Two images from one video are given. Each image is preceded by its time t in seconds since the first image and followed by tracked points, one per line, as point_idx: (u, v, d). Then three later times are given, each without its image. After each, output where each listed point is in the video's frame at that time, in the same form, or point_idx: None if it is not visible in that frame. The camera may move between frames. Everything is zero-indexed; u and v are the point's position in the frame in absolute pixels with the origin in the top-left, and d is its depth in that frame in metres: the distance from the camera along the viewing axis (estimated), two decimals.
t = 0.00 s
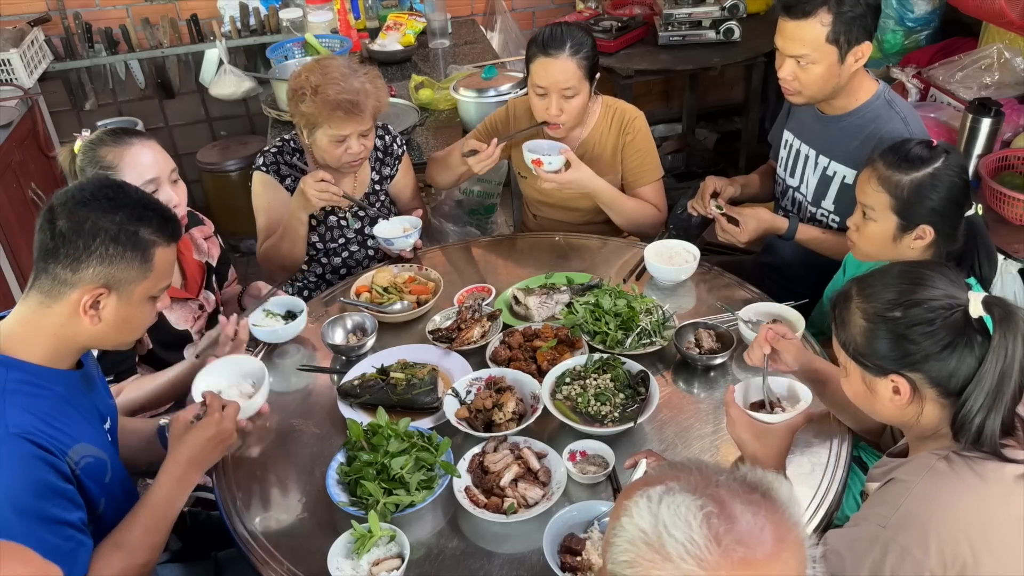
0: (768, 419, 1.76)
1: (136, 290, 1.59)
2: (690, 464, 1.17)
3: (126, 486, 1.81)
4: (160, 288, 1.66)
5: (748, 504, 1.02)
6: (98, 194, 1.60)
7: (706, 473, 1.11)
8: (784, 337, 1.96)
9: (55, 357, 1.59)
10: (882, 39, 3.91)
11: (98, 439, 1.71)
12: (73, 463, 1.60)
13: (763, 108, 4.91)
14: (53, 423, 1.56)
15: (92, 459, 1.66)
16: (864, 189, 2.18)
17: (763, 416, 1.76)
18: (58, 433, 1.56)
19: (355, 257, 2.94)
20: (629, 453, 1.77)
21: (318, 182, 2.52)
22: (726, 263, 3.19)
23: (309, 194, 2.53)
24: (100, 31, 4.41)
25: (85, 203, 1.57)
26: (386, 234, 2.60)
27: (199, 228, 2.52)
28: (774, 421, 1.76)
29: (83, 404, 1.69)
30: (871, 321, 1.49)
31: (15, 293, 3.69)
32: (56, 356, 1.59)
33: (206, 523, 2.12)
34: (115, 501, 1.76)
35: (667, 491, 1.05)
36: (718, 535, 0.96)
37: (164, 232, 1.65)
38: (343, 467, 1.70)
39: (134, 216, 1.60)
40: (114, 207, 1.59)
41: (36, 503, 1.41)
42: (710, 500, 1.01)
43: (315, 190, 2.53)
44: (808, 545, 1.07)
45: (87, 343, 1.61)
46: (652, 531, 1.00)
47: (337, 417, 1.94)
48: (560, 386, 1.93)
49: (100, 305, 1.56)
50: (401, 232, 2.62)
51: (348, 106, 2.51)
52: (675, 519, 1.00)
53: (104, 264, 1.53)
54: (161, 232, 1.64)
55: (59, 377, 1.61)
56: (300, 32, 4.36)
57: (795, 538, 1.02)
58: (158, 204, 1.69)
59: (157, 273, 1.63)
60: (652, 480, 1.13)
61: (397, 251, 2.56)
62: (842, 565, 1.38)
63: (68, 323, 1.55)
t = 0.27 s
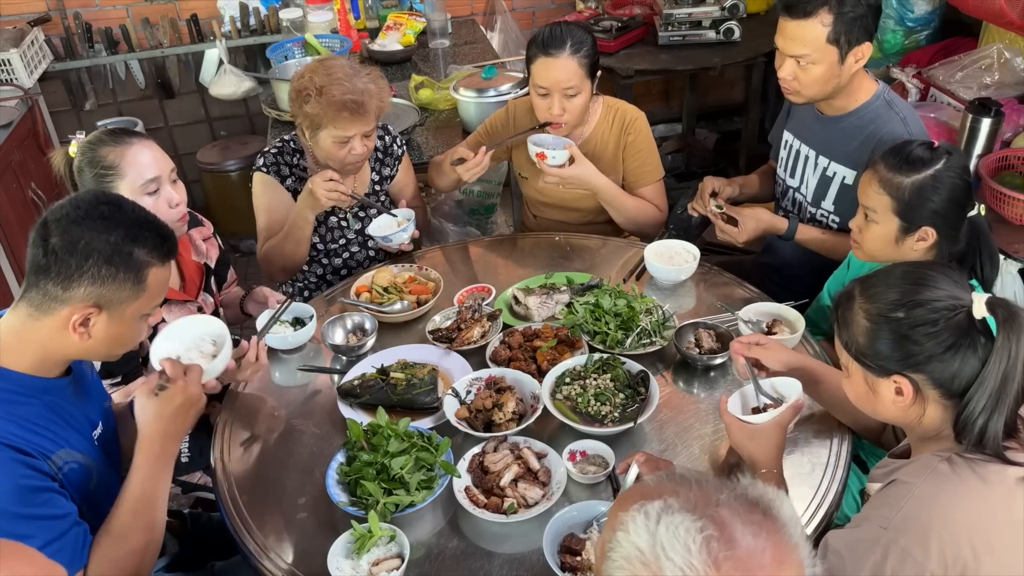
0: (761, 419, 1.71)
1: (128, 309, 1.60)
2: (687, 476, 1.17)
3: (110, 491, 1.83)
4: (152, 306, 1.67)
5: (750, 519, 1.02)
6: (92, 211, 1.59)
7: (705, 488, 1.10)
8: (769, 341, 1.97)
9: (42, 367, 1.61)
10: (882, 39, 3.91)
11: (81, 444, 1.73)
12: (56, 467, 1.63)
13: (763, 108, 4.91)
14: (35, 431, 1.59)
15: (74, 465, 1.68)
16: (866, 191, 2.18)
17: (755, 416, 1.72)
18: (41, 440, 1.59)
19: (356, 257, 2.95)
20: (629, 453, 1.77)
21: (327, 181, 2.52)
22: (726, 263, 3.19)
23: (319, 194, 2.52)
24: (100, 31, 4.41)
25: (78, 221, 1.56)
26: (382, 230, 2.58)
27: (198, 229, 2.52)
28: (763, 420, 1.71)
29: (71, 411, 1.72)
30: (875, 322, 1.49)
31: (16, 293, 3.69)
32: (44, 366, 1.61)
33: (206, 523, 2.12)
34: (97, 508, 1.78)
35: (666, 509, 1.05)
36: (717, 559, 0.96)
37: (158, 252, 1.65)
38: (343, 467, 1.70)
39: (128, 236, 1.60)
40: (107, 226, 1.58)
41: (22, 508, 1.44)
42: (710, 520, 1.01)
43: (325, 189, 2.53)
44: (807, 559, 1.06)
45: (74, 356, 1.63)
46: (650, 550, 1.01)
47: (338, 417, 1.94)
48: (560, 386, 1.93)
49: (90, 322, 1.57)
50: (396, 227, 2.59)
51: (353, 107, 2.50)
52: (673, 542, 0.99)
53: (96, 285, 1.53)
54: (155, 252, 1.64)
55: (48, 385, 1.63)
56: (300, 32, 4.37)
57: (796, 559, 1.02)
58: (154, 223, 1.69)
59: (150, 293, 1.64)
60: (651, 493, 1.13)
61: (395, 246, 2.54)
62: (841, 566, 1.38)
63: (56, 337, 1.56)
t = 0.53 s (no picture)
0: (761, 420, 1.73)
1: (122, 317, 1.59)
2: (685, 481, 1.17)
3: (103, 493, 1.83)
4: (148, 313, 1.66)
5: (731, 528, 1.03)
6: (85, 218, 1.58)
7: (693, 496, 1.11)
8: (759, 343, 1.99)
9: (38, 369, 1.61)
10: (882, 39, 3.91)
11: (76, 443, 1.73)
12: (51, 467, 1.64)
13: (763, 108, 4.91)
14: (30, 431, 1.60)
15: (68, 464, 1.69)
16: (863, 197, 2.18)
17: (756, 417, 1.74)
18: (36, 441, 1.60)
19: (356, 257, 2.95)
20: (629, 453, 1.77)
21: (340, 175, 2.53)
22: (727, 263, 3.19)
23: (332, 188, 2.53)
24: (100, 31, 4.41)
25: (70, 229, 1.55)
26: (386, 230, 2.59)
27: (199, 230, 2.53)
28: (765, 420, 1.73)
29: (66, 411, 1.72)
30: (876, 322, 1.49)
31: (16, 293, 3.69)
32: (40, 368, 1.61)
33: (206, 524, 2.12)
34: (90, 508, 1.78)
35: (644, 517, 1.06)
36: (689, 567, 0.98)
37: (153, 259, 1.63)
38: (343, 468, 1.70)
39: (121, 243, 1.58)
40: (99, 234, 1.56)
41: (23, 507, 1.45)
42: (686, 530, 1.03)
43: (337, 184, 2.53)
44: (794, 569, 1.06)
45: (69, 361, 1.63)
46: (625, 558, 1.03)
47: (337, 417, 1.94)
48: (560, 386, 1.93)
49: (84, 330, 1.56)
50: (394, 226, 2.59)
51: (355, 106, 2.50)
52: (647, 546, 1.01)
53: (89, 294, 1.52)
54: (150, 259, 1.62)
55: (43, 386, 1.64)
56: (300, 32, 4.37)
57: (779, 565, 1.03)
58: (151, 229, 1.67)
59: (144, 300, 1.63)
60: (634, 502, 1.14)
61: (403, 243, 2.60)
62: (841, 567, 1.38)
63: (50, 342, 1.56)
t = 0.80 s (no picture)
0: (772, 420, 1.75)
1: (119, 311, 1.60)
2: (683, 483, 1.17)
3: (110, 492, 1.83)
4: (145, 308, 1.66)
5: (717, 531, 1.03)
6: (84, 212, 1.59)
7: (688, 499, 1.11)
8: (780, 331, 2.00)
9: (35, 367, 1.61)
10: (881, 39, 3.91)
11: (80, 442, 1.73)
12: (56, 466, 1.63)
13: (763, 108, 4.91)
14: (31, 430, 1.59)
15: (75, 463, 1.69)
16: (861, 201, 2.19)
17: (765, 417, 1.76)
18: (37, 439, 1.59)
19: (356, 257, 2.95)
20: (630, 453, 1.77)
21: (332, 183, 2.53)
22: (727, 263, 3.19)
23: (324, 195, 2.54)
24: (100, 31, 4.41)
25: (69, 222, 1.56)
26: (385, 228, 2.58)
27: (199, 231, 2.53)
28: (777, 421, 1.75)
29: (66, 409, 1.72)
30: (876, 322, 1.49)
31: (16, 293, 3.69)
32: (37, 366, 1.61)
33: (207, 524, 2.12)
34: (98, 507, 1.78)
35: (631, 520, 1.06)
36: (671, 570, 0.98)
37: (151, 253, 1.64)
38: (343, 468, 1.70)
39: (120, 236, 1.59)
40: (98, 227, 1.58)
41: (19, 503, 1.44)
42: (670, 532, 1.03)
43: (330, 191, 2.54)
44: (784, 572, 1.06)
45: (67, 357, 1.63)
46: (610, 560, 1.03)
47: (338, 417, 1.94)
48: (560, 386, 1.93)
49: (81, 324, 1.56)
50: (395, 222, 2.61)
51: (359, 102, 2.51)
52: (630, 547, 1.02)
53: (86, 286, 1.52)
54: (148, 253, 1.63)
55: (40, 384, 1.64)
56: (300, 32, 4.37)
57: (769, 567, 1.03)
58: (149, 224, 1.69)
59: (141, 294, 1.63)
60: (625, 505, 1.14)
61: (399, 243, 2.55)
62: (841, 567, 1.38)
63: (48, 339, 1.56)
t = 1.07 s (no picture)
0: (774, 421, 1.76)
1: (122, 305, 1.60)
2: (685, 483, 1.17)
3: (114, 490, 1.83)
4: (147, 302, 1.67)
5: (720, 529, 1.03)
6: (86, 205, 1.60)
7: (693, 498, 1.11)
8: (779, 330, 1.99)
9: (39, 365, 1.61)
10: (881, 39, 3.91)
11: (84, 441, 1.73)
12: (61, 466, 1.63)
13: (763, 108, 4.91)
14: (36, 428, 1.59)
15: (81, 463, 1.69)
16: (851, 210, 2.18)
17: (768, 419, 1.76)
18: (42, 437, 1.59)
19: (356, 257, 2.95)
20: (630, 453, 1.77)
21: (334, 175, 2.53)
22: (727, 263, 3.19)
23: (325, 187, 2.53)
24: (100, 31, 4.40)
25: (73, 214, 1.58)
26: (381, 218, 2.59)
27: (199, 231, 2.53)
28: (779, 422, 1.76)
29: (70, 407, 1.72)
30: (874, 320, 1.49)
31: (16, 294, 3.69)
32: (41, 364, 1.61)
33: (207, 524, 2.13)
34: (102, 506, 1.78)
35: (635, 520, 1.06)
36: (679, 569, 0.98)
37: (152, 246, 1.65)
38: (343, 467, 1.70)
39: (121, 229, 1.60)
40: (101, 220, 1.59)
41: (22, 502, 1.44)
42: (675, 531, 1.03)
43: (331, 183, 2.53)
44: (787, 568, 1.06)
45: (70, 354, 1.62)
46: (616, 560, 1.03)
47: (338, 417, 1.94)
48: (559, 386, 1.93)
49: (84, 318, 1.56)
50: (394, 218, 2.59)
51: (356, 97, 2.50)
52: (639, 549, 1.01)
53: (89, 279, 1.53)
54: (149, 245, 1.64)
55: (44, 383, 1.63)
56: (300, 32, 4.37)
57: (771, 567, 1.03)
58: (149, 219, 1.70)
59: (144, 288, 1.63)
60: (626, 506, 1.14)
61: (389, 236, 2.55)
62: (841, 566, 1.38)
63: (52, 335, 1.56)
